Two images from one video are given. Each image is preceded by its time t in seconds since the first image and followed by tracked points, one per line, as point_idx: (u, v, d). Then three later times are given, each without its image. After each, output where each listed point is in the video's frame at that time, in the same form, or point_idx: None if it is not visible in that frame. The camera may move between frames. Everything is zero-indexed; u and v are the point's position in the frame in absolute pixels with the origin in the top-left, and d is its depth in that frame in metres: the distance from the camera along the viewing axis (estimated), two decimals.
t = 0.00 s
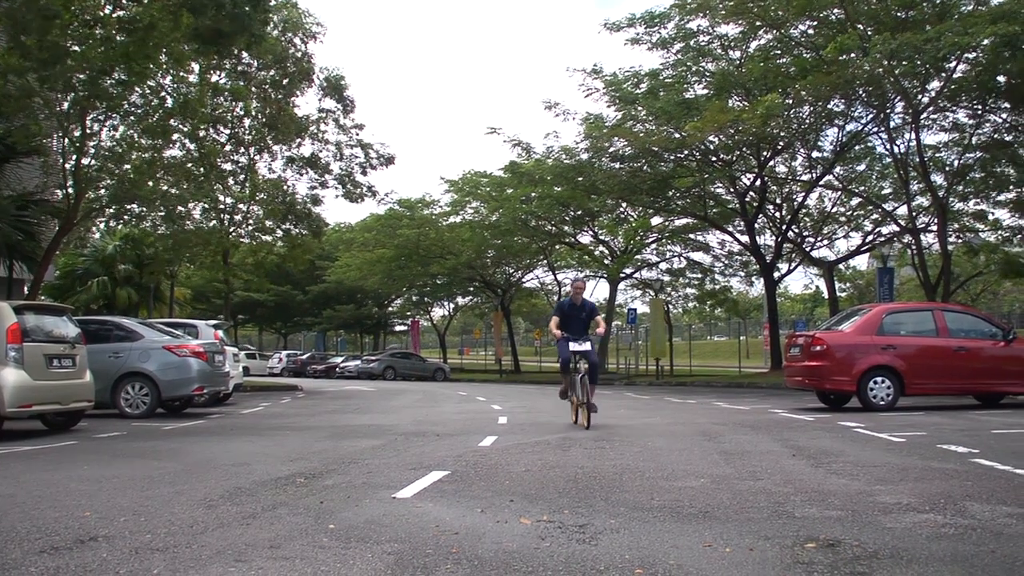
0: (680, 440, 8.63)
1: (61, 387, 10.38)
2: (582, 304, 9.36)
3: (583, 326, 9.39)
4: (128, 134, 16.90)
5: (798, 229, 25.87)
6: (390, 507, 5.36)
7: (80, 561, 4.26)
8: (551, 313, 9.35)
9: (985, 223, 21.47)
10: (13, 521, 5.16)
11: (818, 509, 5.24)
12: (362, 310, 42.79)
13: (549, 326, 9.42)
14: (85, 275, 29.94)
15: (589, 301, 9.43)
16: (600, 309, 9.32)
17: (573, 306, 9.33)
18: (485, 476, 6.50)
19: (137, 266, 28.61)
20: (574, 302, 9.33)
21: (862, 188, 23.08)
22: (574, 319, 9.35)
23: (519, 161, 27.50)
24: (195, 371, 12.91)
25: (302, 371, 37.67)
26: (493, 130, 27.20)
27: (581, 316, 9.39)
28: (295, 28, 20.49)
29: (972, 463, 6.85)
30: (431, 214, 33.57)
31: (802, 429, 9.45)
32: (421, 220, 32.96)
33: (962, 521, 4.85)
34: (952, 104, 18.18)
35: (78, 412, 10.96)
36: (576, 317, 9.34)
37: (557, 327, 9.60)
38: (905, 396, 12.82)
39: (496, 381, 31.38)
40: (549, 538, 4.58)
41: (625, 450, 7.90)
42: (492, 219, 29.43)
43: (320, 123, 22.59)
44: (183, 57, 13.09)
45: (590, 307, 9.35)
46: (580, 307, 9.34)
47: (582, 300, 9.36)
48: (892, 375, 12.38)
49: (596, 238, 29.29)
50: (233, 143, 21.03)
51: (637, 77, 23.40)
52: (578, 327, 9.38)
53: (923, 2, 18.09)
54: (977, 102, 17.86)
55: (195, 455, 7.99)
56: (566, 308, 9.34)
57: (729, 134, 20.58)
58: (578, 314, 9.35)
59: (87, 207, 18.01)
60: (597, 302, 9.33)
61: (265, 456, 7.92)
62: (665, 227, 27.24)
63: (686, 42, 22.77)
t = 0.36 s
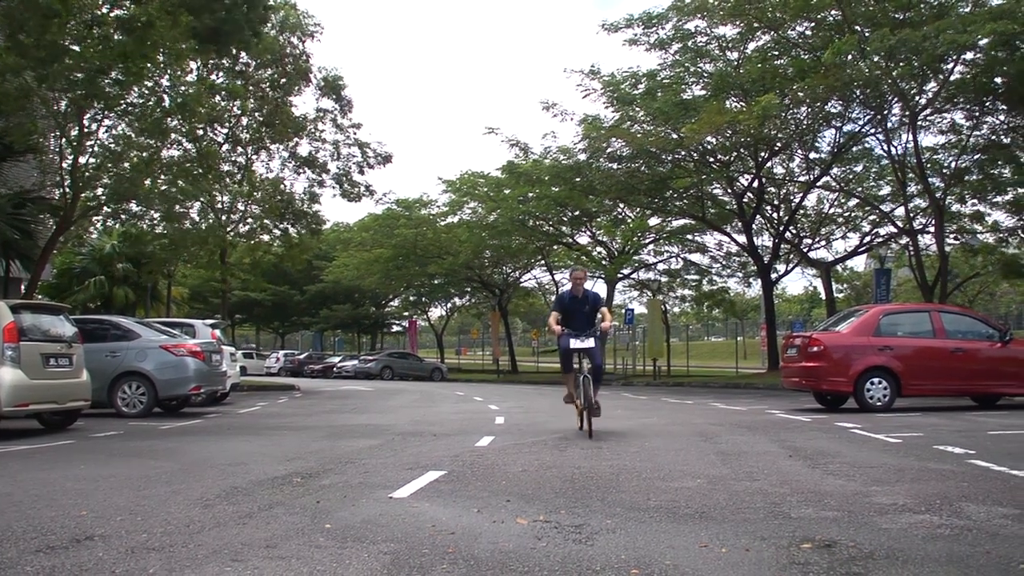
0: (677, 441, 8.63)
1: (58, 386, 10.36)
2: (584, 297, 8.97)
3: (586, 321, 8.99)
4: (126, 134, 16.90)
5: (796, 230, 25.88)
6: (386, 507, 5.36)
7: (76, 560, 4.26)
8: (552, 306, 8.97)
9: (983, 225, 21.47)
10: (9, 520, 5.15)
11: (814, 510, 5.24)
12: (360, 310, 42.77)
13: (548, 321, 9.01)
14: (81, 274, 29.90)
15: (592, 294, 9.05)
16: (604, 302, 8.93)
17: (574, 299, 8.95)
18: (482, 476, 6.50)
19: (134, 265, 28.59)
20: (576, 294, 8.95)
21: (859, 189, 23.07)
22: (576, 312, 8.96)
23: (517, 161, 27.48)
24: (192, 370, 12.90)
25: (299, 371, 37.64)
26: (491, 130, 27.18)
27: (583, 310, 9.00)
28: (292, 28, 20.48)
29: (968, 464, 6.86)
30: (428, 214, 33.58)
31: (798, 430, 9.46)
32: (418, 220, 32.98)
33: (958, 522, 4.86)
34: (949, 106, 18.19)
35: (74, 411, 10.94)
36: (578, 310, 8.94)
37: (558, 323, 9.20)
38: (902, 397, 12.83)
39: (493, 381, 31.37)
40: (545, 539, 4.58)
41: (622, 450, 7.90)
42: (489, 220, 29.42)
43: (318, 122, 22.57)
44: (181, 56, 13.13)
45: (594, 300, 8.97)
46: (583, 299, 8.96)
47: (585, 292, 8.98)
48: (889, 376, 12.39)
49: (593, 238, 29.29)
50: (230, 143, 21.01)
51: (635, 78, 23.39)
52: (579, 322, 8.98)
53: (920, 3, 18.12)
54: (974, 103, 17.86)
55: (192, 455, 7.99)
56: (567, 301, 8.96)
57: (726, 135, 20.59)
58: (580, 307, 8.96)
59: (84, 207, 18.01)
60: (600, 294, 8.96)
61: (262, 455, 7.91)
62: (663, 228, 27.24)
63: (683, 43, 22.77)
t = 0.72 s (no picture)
0: (675, 443, 8.63)
1: (55, 386, 10.34)
2: (590, 289, 8.32)
3: (589, 315, 8.34)
4: (126, 135, 16.91)
5: (794, 232, 25.88)
6: (384, 509, 5.34)
7: (72, 561, 4.25)
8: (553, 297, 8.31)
9: (982, 228, 21.46)
10: (6, 521, 5.14)
11: (812, 512, 5.24)
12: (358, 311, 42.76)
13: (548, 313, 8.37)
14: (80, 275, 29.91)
15: (597, 286, 8.40)
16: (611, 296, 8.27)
17: (577, 291, 8.28)
18: (479, 478, 6.49)
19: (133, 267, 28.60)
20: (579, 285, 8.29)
21: (858, 191, 23.06)
22: (579, 305, 8.30)
23: (516, 163, 27.47)
24: (191, 371, 12.89)
25: (297, 372, 37.63)
26: (490, 132, 27.19)
27: (587, 302, 8.34)
28: (292, 29, 20.48)
29: (966, 466, 6.85)
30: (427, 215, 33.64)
31: (796, 432, 9.45)
32: (417, 221, 33.06)
33: (955, 525, 4.86)
34: (947, 109, 18.20)
35: (72, 411, 10.93)
36: (582, 302, 8.29)
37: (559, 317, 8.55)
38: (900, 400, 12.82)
39: (492, 382, 31.36)
40: (543, 541, 4.57)
41: (620, 452, 7.90)
42: (488, 221, 29.42)
43: (317, 123, 22.56)
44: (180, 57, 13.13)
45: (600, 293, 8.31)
46: (587, 292, 8.30)
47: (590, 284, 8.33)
48: (887, 379, 12.40)
49: (592, 240, 29.31)
50: (229, 144, 21.01)
51: (634, 80, 23.40)
52: (582, 317, 8.32)
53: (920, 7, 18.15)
54: (973, 106, 17.86)
55: (190, 456, 7.98)
56: (570, 292, 8.31)
57: (725, 137, 20.60)
58: (584, 299, 8.31)
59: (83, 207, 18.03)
60: (607, 287, 8.30)
61: (259, 456, 7.90)
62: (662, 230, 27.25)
63: (683, 45, 22.77)
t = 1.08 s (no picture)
0: (673, 444, 8.63)
1: (54, 386, 10.33)
2: (591, 277, 7.25)
3: (591, 308, 7.30)
4: (126, 134, 16.93)
5: (794, 234, 25.89)
6: (382, 510, 5.34)
7: (71, 562, 4.25)
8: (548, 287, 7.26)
9: (981, 231, 21.45)
10: (5, 521, 5.14)
11: (811, 513, 5.24)
12: (357, 312, 42.77)
13: (543, 305, 7.33)
14: (80, 274, 29.93)
15: (599, 274, 7.34)
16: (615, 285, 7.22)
17: (575, 281, 7.21)
18: (478, 479, 6.49)
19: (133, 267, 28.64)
20: (578, 272, 7.23)
21: (858, 193, 23.07)
22: (578, 296, 7.25)
23: (516, 164, 27.48)
24: (190, 371, 12.89)
25: (296, 372, 37.63)
26: (489, 133, 27.21)
27: (588, 292, 7.29)
28: (293, 30, 20.51)
29: (965, 467, 6.86)
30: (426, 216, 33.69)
31: (795, 433, 9.45)
32: (416, 222, 33.22)
33: (954, 526, 4.86)
34: (947, 110, 18.19)
35: (71, 411, 10.93)
36: (582, 292, 7.25)
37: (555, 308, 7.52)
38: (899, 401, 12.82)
39: (491, 383, 31.36)
40: (542, 542, 4.57)
41: (619, 453, 7.90)
42: (488, 222, 29.41)
43: (317, 124, 22.57)
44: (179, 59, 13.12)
45: (603, 283, 7.25)
46: (588, 281, 7.25)
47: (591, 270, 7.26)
48: (886, 380, 12.40)
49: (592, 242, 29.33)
50: (229, 144, 21.02)
51: (634, 81, 23.41)
52: (581, 310, 7.27)
53: (920, 9, 18.15)
54: (973, 108, 17.87)
55: (190, 456, 7.98)
56: (567, 281, 7.24)
57: (725, 138, 20.61)
58: (584, 289, 7.25)
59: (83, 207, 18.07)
60: (611, 276, 7.25)
61: (258, 456, 7.89)
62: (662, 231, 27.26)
63: (682, 46, 22.78)
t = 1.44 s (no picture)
0: (672, 447, 8.63)
1: (54, 388, 10.33)
2: (588, 265, 6.54)
3: (587, 300, 6.56)
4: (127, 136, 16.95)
5: (793, 236, 25.87)
6: (381, 513, 5.34)
7: (72, 564, 4.25)
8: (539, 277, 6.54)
9: (981, 234, 21.43)
10: (4, 523, 5.14)
11: (811, 517, 5.24)
12: (356, 315, 42.74)
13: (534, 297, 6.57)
14: (79, 276, 29.92)
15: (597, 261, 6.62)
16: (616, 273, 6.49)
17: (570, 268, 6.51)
18: (477, 482, 6.49)
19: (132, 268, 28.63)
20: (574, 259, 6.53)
21: (858, 197, 23.07)
22: (574, 286, 6.54)
23: (515, 167, 27.47)
24: (189, 373, 12.90)
25: (296, 375, 37.61)
26: (489, 136, 27.22)
27: (584, 282, 6.57)
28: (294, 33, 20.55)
29: (965, 471, 6.85)
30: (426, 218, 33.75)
31: (795, 436, 9.46)
32: (416, 225, 33.40)
33: (954, 530, 4.86)
34: (946, 114, 18.21)
35: (71, 413, 10.92)
36: (578, 282, 6.53)
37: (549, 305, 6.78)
38: (899, 405, 12.81)
39: (490, 386, 31.34)
40: (541, 545, 4.57)
41: (618, 456, 7.90)
42: (488, 224, 29.42)
43: (316, 126, 22.57)
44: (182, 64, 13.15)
45: (601, 270, 6.54)
46: (585, 269, 6.54)
47: (588, 258, 6.56)
48: (886, 384, 12.39)
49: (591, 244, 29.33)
50: (229, 146, 21.04)
51: (634, 84, 23.39)
52: (577, 301, 6.54)
53: (920, 12, 18.13)
54: (972, 112, 17.88)
55: (189, 459, 7.98)
56: (563, 269, 6.54)
57: (724, 141, 20.62)
58: (580, 279, 6.55)
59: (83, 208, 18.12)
60: (610, 263, 6.53)
61: (258, 459, 7.88)
62: (661, 234, 27.26)
63: (682, 49, 22.80)
